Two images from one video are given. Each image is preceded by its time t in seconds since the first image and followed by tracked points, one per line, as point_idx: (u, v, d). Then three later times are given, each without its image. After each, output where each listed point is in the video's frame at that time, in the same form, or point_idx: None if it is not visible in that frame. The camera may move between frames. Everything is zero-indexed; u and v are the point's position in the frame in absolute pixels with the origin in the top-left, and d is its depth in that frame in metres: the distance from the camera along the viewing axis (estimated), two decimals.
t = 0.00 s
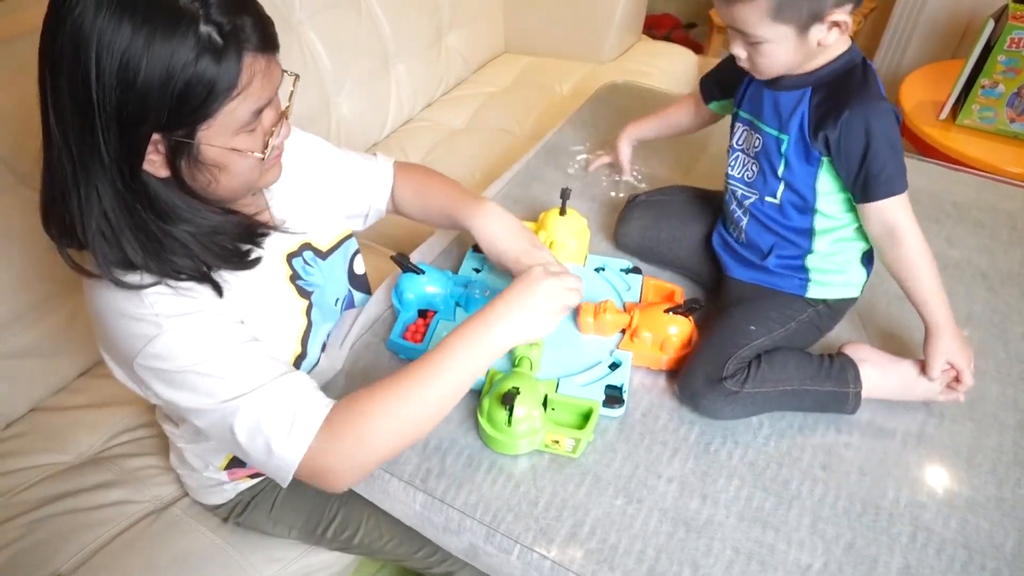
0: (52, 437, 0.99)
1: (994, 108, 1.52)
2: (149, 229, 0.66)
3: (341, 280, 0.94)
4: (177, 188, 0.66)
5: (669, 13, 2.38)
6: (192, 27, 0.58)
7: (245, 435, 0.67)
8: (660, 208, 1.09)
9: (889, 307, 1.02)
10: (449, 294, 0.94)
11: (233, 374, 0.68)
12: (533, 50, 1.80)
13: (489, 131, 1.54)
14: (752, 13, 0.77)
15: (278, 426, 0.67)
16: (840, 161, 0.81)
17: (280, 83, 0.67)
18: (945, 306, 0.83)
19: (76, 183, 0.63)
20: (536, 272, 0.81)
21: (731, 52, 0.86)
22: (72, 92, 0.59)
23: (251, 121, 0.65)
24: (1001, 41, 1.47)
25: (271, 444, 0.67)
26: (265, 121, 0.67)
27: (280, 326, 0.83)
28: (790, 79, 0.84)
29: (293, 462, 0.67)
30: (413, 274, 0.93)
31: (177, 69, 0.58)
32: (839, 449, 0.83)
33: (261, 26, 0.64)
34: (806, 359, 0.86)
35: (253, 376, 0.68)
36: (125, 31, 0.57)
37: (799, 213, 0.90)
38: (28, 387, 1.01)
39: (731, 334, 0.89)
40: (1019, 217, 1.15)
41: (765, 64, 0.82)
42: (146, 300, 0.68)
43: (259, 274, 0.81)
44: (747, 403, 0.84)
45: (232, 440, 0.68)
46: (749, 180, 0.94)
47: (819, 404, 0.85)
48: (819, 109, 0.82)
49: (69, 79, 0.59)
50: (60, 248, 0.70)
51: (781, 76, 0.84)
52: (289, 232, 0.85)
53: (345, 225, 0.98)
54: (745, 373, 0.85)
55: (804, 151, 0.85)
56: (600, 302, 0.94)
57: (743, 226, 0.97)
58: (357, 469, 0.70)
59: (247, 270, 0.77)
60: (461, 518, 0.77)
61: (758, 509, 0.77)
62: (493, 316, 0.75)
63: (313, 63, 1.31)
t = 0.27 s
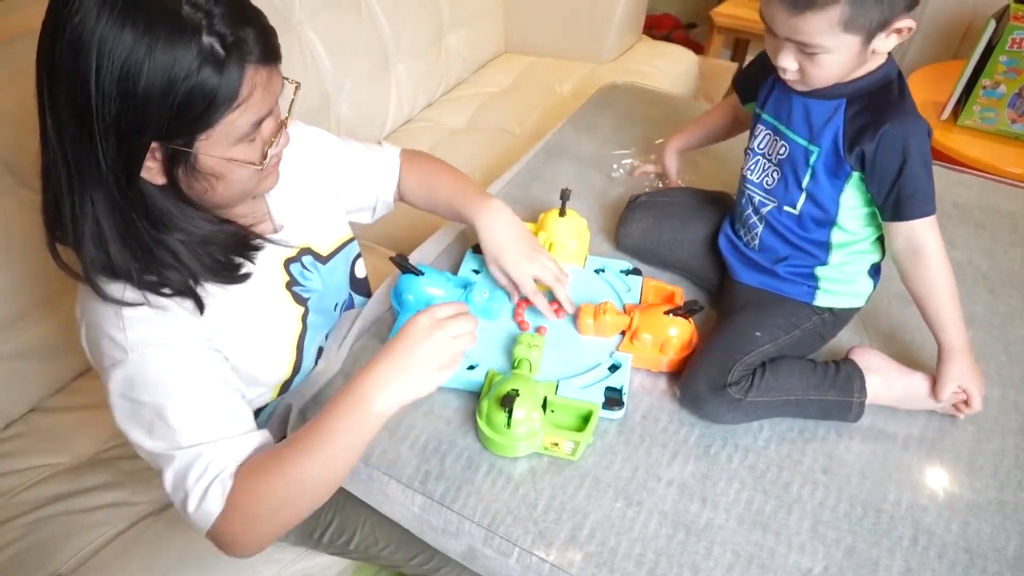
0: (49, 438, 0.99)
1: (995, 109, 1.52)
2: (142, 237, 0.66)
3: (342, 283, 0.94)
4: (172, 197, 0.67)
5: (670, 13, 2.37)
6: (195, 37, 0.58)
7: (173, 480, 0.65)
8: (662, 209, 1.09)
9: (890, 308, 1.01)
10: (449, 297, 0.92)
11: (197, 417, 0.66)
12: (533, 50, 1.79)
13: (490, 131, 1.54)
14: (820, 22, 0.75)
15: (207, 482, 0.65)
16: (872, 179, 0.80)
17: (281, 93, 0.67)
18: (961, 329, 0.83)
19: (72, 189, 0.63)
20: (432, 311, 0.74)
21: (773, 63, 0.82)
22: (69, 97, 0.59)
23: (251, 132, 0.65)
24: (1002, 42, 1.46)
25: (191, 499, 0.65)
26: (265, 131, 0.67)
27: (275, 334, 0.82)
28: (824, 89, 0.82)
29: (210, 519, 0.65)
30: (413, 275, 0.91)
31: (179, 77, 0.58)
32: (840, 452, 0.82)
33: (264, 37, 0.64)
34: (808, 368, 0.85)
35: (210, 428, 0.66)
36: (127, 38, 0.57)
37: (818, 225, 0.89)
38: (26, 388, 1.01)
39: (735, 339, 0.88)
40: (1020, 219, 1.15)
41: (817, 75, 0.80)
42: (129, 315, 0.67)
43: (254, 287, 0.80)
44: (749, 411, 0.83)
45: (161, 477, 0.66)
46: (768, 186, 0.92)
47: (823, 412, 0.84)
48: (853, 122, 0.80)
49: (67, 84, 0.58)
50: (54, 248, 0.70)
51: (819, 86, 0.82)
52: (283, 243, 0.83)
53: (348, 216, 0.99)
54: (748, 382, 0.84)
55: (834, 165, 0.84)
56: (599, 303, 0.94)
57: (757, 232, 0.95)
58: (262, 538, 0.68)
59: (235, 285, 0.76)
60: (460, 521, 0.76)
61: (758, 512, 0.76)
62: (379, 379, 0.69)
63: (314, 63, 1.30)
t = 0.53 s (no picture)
0: (47, 438, 0.99)
1: (995, 110, 1.51)
2: (131, 242, 0.68)
3: (340, 284, 0.95)
4: (164, 202, 0.68)
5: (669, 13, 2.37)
6: (194, 50, 0.59)
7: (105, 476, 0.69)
8: (663, 210, 1.08)
9: (889, 308, 1.01)
10: (449, 298, 0.93)
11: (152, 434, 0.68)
12: (533, 50, 1.79)
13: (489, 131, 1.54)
14: (845, 35, 0.74)
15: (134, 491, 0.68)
16: (891, 194, 0.79)
17: (278, 104, 0.68)
18: (963, 346, 0.82)
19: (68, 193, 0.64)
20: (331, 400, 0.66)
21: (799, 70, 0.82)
22: (66, 104, 0.60)
23: (246, 143, 0.66)
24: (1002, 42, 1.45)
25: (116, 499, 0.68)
26: (261, 141, 0.68)
27: (264, 337, 0.82)
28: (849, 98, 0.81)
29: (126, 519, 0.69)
30: (412, 277, 0.92)
31: (176, 88, 0.59)
32: (838, 453, 0.82)
33: (264, 50, 0.65)
34: (808, 370, 0.85)
35: (157, 451, 0.69)
36: (126, 44, 0.58)
37: (828, 234, 0.88)
38: (24, 387, 1.01)
39: (736, 339, 0.88)
40: (1020, 220, 1.15)
41: (840, 84, 0.79)
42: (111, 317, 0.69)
43: (246, 292, 0.80)
44: (748, 411, 0.83)
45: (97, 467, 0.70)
46: (780, 191, 0.91)
47: (822, 416, 0.84)
48: (877, 133, 0.79)
49: (64, 90, 0.59)
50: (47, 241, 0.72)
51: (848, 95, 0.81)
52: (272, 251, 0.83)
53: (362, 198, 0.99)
54: (747, 382, 0.84)
55: (852, 175, 0.83)
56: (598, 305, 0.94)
57: (764, 236, 0.94)
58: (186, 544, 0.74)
59: (219, 294, 0.77)
60: (457, 521, 0.76)
61: (756, 513, 0.76)
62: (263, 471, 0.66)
63: (313, 63, 1.30)
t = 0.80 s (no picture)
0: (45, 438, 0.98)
1: (996, 111, 1.51)
2: (106, 253, 0.68)
3: (323, 285, 0.95)
4: (138, 211, 0.68)
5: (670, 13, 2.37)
6: (167, 62, 0.60)
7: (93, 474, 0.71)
8: (663, 211, 1.08)
9: (889, 311, 1.00)
10: (447, 305, 0.91)
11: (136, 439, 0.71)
12: (533, 50, 1.79)
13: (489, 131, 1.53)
14: (848, 39, 0.74)
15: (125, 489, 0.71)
16: (898, 200, 0.79)
17: (255, 115, 0.69)
18: (965, 355, 0.82)
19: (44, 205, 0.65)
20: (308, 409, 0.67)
21: (803, 73, 0.81)
22: (40, 115, 0.61)
23: (220, 154, 0.67)
24: (1004, 42, 1.45)
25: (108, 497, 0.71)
26: (237, 152, 0.68)
27: (244, 342, 0.83)
28: (856, 103, 0.80)
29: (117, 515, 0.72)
30: (410, 283, 0.91)
31: (148, 98, 0.60)
32: (838, 456, 0.82)
33: (241, 63, 0.66)
34: (808, 373, 0.85)
35: (146, 453, 0.71)
36: (98, 55, 0.59)
37: (830, 240, 0.88)
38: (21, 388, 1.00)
39: (737, 342, 0.87)
40: (1020, 221, 1.14)
41: (843, 89, 0.79)
42: (86, 329, 0.71)
43: (224, 301, 0.81)
44: (747, 414, 0.83)
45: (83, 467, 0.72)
46: (784, 196, 0.90)
47: (821, 418, 0.83)
48: (885, 139, 0.79)
49: (38, 101, 0.60)
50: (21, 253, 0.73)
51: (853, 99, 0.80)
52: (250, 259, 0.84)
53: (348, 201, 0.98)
54: (747, 384, 0.84)
55: (858, 181, 0.82)
56: (599, 310, 0.93)
57: (765, 240, 0.94)
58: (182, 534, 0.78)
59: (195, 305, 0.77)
60: (454, 524, 0.76)
61: (755, 517, 0.76)
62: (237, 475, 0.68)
63: (312, 63, 1.30)
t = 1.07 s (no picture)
0: (43, 440, 0.98)
1: (998, 112, 1.50)
2: (79, 259, 0.67)
3: (306, 293, 0.95)
4: (113, 217, 0.68)
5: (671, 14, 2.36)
6: (137, 65, 0.61)
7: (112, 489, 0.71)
8: (663, 212, 1.07)
9: (890, 313, 1.00)
10: (447, 312, 0.91)
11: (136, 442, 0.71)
12: (533, 50, 1.79)
13: (489, 132, 1.53)
14: (840, 36, 0.73)
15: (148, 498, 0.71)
16: (896, 201, 0.78)
17: (229, 120, 0.69)
18: (964, 358, 0.81)
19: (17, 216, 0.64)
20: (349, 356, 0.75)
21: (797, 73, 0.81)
22: (10, 123, 0.60)
23: (194, 159, 0.67)
24: (1006, 43, 1.45)
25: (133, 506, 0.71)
26: (212, 156, 0.69)
27: (225, 348, 0.83)
28: (853, 104, 0.80)
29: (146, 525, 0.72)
30: (407, 292, 0.90)
31: (120, 102, 0.60)
32: (838, 460, 0.81)
33: (214, 68, 0.66)
34: (808, 377, 0.84)
35: (157, 451, 0.72)
36: (67, 59, 0.59)
37: (829, 243, 0.87)
38: (19, 389, 1.00)
39: (737, 345, 0.87)
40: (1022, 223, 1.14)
41: (836, 88, 0.78)
42: (62, 337, 0.69)
43: (203, 306, 0.81)
44: (746, 418, 0.82)
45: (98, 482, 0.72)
46: (781, 199, 0.90)
47: (822, 422, 0.83)
48: (881, 141, 0.79)
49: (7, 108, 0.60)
50: None
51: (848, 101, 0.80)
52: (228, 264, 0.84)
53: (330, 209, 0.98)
54: (747, 388, 0.83)
55: (855, 184, 0.82)
56: (600, 309, 0.93)
57: (763, 243, 0.93)
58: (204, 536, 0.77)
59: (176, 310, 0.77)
60: (453, 527, 0.76)
61: (754, 521, 0.75)
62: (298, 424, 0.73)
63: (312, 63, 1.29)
